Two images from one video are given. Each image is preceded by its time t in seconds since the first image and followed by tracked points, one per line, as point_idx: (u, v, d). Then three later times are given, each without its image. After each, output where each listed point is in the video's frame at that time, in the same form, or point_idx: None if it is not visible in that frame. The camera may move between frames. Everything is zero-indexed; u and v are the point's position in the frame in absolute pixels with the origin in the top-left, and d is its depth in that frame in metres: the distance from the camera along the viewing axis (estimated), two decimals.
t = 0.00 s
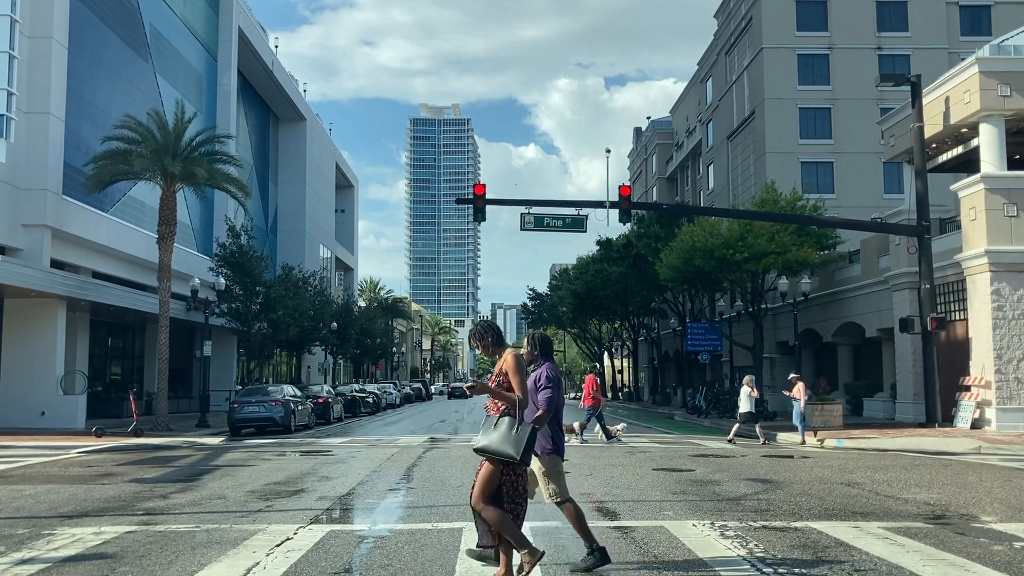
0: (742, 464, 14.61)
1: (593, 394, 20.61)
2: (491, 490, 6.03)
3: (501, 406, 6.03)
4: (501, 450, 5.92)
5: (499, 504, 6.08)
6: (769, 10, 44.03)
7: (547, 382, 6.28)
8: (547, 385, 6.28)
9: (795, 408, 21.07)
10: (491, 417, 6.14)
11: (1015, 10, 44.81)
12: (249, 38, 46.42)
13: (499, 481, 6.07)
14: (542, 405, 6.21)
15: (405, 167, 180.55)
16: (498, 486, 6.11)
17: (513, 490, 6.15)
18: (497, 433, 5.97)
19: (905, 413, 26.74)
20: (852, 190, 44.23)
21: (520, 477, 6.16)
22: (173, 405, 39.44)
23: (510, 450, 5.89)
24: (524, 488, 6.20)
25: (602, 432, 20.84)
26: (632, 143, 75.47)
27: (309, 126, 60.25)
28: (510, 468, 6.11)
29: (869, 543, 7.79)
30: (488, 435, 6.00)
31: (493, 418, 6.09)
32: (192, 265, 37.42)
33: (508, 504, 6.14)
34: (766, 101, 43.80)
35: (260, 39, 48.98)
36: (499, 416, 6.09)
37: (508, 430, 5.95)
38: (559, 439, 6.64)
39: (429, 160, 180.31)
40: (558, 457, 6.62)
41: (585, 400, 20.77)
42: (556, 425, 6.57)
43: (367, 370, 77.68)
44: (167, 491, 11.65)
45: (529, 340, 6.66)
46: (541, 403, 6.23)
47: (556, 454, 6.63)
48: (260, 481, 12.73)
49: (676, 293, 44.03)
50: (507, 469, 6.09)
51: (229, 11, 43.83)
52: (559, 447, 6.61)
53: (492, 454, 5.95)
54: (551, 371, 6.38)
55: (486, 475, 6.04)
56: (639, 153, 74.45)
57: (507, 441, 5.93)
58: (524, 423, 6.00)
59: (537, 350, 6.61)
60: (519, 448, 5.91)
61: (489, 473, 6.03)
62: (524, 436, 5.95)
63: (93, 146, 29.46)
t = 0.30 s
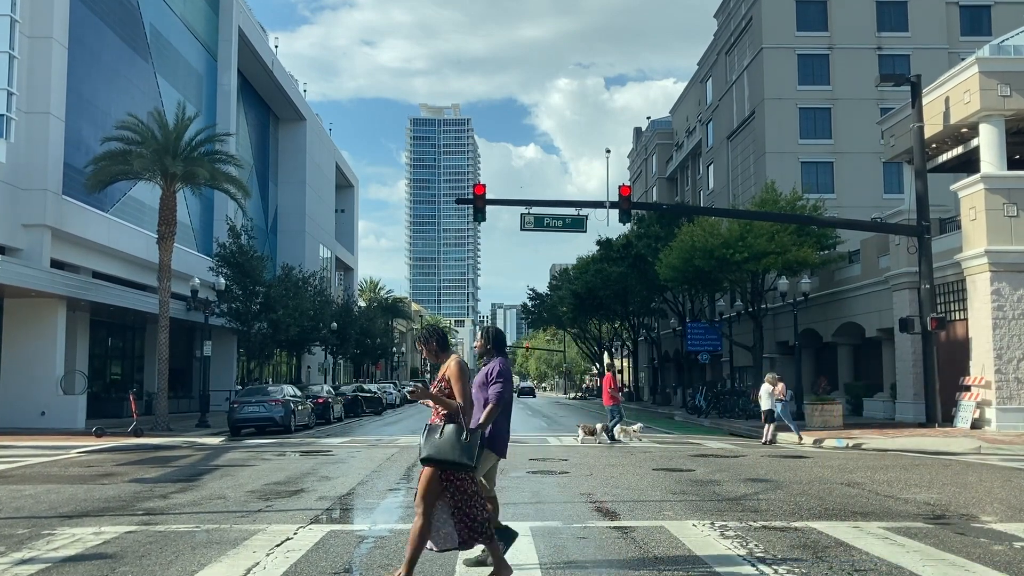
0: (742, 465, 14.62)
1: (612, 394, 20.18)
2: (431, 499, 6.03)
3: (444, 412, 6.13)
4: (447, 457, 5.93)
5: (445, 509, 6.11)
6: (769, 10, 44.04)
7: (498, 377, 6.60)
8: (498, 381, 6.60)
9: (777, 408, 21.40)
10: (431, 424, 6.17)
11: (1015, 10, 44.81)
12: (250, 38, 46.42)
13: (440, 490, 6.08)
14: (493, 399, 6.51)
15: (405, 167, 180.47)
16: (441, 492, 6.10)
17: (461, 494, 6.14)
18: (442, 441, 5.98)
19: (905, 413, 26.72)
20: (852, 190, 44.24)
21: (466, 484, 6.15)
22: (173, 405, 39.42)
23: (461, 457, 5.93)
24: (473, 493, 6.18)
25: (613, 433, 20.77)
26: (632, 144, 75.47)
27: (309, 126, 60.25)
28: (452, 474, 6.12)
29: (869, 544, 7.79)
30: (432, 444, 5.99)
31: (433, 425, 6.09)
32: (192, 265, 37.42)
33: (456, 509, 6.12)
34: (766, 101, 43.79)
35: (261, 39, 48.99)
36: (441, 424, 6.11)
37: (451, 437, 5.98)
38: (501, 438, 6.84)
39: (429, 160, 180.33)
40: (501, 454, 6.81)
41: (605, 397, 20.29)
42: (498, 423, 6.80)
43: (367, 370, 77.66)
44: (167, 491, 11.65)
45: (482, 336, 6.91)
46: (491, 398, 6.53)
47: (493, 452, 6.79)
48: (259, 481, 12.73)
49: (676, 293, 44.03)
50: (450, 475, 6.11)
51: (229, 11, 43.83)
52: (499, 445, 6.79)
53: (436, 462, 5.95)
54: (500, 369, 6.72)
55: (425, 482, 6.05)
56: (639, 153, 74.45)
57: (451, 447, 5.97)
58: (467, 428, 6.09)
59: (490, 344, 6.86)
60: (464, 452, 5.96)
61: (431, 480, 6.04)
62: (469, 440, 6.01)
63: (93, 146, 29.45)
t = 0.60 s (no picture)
0: (741, 464, 14.63)
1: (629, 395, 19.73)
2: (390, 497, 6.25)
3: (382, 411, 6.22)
4: (389, 453, 6.07)
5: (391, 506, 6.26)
6: (769, 10, 44.04)
7: (448, 385, 6.65)
8: (447, 389, 6.68)
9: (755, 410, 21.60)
10: (373, 424, 6.29)
11: (1015, 10, 44.80)
12: (249, 38, 46.41)
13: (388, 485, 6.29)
14: (446, 406, 6.63)
15: (405, 167, 180.39)
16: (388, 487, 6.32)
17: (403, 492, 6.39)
18: (386, 439, 6.11)
19: (904, 413, 26.72)
20: (852, 190, 44.24)
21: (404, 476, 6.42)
22: (173, 405, 39.41)
23: (407, 453, 6.07)
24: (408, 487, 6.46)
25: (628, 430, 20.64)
26: (632, 144, 75.47)
27: (309, 126, 60.23)
28: (397, 471, 6.35)
29: (869, 544, 7.79)
30: (374, 442, 6.14)
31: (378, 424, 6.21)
32: (192, 265, 37.43)
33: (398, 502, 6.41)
34: (766, 101, 43.79)
35: (260, 39, 48.98)
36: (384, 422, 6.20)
37: (393, 434, 6.09)
38: (453, 444, 6.84)
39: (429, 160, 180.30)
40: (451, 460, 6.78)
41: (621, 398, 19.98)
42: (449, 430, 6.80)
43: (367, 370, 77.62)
44: (167, 491, 11.65)
45: (430, 342, 6.92)
46: (445, 404, 6.65)
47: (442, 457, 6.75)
48: (259, 481, 12.73)
49: (676, 293, 44.00)
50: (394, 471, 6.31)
51: (229, 11, 43.83)
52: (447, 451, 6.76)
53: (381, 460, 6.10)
54: (449, 376, 6.73)
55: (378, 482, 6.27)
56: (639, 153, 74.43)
57: (397, 445, 6.08)
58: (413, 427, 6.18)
59: (439, 352, 6.86)
60: (411, 448, 6.09)
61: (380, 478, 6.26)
62: (414, 438, 6.13)
63: (93, 146, 29.44)
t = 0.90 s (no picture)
0: (741, 464, 14.63)
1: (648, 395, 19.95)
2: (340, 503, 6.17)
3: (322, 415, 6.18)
4: (325, 460, 5.96)
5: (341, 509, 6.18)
6: (769, 10, 44.03)
7: (386, 383, 6.57)
8: (385, 384, 6.59)
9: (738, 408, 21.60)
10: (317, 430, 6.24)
11: (1015, 10, 44.79)
12: (250, 38, 46.41)
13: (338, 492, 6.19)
14: (378, 403, 6.50)
15: (405, 167, 180.34)
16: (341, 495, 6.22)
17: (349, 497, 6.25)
18: (324, 443, 6.04)
19: (905, 413, 26.71)
20: (852, 189, 44.25)
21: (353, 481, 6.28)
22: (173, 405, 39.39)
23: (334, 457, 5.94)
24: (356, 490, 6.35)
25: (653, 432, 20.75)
26: (632, 143, 75.45)
27: (309, 126, 60.23)
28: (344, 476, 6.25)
29: (869, 544, 7.79)
30: (313, 446, 6.09)
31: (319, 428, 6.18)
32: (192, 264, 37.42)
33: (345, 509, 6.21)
34: (766, 101, 43.78)
35: (261, 39, 48.98)
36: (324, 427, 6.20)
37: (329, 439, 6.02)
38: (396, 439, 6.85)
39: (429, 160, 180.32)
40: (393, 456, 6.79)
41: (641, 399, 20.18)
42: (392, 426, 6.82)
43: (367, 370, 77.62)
44: (167, 491, 11.65)
45: (376, 338, 6.92)
46: (378, 401, 6.53)
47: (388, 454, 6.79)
48: (260, 480, 12.74)
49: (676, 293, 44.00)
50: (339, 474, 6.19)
51: (229, 11, 43.81)
52: (392, 447, 6.78)
53: (318, 465, 6.00)
54: (392, 370, 6.69)
55: (327, 490, 6.15)
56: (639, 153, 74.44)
57: (332, 449, 5.99)
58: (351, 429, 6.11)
59: (386, 348, 6.85)
60: (341, 452, 5.94)
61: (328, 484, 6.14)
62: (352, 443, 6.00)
63: (93, 146, 29.44)
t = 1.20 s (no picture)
0: (741, 464, 14.62)
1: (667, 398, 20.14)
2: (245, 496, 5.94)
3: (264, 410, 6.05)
4: (255, 452, 5.83)
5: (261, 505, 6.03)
6: (769, 10, 44.03)
7: (332, 387, 6.63)
8: (331, 389, 6.64)
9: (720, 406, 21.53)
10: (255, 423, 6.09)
11: (1015, 10, 44.80)
12: (250, 38, 46.41)
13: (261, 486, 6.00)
14: (324, 407, 6.54)
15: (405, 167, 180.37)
16: (260, 487, 6.02)
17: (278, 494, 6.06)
18: (259, 434, 5.89)
19: (904, 413, 26.72)
20: (852, 189, 44.25)
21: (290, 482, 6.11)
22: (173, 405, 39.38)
23: (268, 453, 5.81)
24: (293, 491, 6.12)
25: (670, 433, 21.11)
26: (632, 143, 75.45)
27: (309, 126, 60.23)
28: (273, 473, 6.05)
29: (868, 544, 7.79)
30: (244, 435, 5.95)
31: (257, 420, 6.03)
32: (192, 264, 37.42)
33: (275, 507, 6.05)
34: (766, 101, 43.78)
35: (260, 39, 48.97)
36: (262, 419, 6.02)
37: (266, 432, 5.89)
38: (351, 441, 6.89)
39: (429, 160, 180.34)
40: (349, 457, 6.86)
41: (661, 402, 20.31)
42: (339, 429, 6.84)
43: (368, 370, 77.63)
44: (168, 491, 11.65)
45: (321, 346, 6.94)
46: (323, 405, 6.56)
47: (346, 456, 6.86)
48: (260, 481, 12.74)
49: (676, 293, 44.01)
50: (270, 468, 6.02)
51: (229, 10, 43.81)
52: (348, 450, 6.85)
53: (253, 455, 5.84)
54: (338, 376, 6.75)
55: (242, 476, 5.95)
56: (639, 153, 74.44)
57: (267, 444, 5.86)
58: (292, 427, 5.98)
59: (329, 354, 6.88)
60: (277, 449, 5.84)
61: (250, 476, 5.94)
62: (292, 439, 5.91)
63: (92, 146, 29.44)
